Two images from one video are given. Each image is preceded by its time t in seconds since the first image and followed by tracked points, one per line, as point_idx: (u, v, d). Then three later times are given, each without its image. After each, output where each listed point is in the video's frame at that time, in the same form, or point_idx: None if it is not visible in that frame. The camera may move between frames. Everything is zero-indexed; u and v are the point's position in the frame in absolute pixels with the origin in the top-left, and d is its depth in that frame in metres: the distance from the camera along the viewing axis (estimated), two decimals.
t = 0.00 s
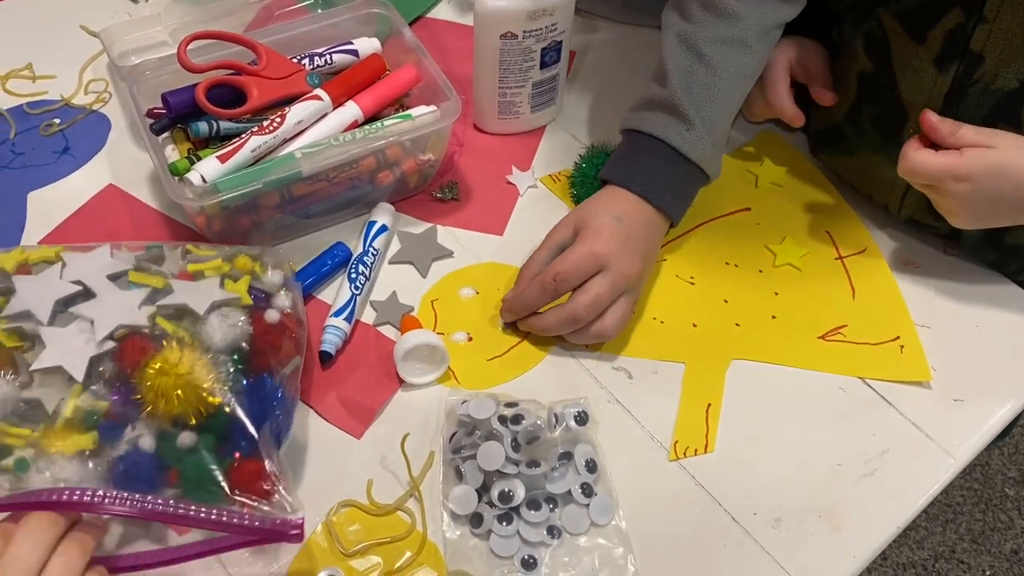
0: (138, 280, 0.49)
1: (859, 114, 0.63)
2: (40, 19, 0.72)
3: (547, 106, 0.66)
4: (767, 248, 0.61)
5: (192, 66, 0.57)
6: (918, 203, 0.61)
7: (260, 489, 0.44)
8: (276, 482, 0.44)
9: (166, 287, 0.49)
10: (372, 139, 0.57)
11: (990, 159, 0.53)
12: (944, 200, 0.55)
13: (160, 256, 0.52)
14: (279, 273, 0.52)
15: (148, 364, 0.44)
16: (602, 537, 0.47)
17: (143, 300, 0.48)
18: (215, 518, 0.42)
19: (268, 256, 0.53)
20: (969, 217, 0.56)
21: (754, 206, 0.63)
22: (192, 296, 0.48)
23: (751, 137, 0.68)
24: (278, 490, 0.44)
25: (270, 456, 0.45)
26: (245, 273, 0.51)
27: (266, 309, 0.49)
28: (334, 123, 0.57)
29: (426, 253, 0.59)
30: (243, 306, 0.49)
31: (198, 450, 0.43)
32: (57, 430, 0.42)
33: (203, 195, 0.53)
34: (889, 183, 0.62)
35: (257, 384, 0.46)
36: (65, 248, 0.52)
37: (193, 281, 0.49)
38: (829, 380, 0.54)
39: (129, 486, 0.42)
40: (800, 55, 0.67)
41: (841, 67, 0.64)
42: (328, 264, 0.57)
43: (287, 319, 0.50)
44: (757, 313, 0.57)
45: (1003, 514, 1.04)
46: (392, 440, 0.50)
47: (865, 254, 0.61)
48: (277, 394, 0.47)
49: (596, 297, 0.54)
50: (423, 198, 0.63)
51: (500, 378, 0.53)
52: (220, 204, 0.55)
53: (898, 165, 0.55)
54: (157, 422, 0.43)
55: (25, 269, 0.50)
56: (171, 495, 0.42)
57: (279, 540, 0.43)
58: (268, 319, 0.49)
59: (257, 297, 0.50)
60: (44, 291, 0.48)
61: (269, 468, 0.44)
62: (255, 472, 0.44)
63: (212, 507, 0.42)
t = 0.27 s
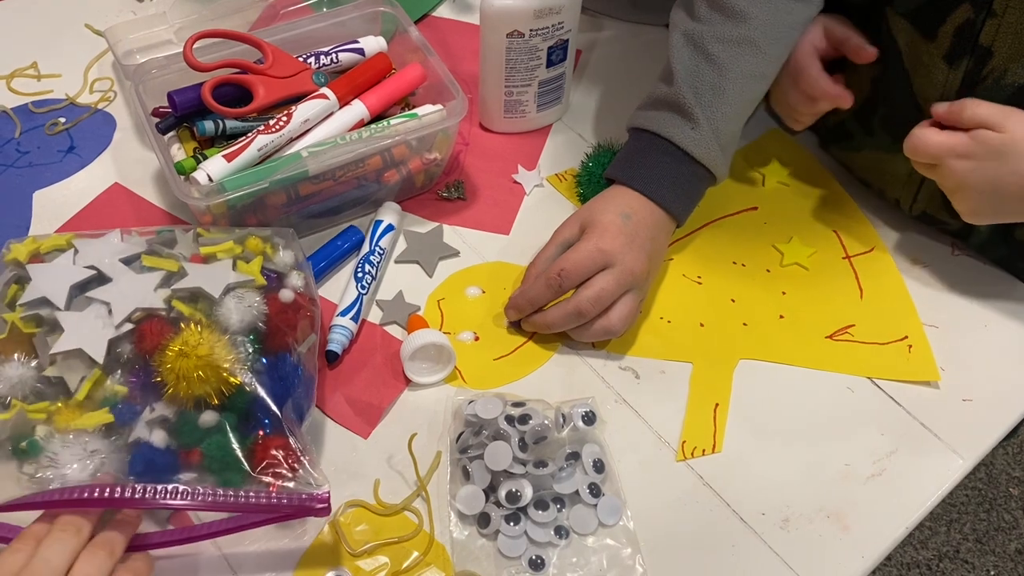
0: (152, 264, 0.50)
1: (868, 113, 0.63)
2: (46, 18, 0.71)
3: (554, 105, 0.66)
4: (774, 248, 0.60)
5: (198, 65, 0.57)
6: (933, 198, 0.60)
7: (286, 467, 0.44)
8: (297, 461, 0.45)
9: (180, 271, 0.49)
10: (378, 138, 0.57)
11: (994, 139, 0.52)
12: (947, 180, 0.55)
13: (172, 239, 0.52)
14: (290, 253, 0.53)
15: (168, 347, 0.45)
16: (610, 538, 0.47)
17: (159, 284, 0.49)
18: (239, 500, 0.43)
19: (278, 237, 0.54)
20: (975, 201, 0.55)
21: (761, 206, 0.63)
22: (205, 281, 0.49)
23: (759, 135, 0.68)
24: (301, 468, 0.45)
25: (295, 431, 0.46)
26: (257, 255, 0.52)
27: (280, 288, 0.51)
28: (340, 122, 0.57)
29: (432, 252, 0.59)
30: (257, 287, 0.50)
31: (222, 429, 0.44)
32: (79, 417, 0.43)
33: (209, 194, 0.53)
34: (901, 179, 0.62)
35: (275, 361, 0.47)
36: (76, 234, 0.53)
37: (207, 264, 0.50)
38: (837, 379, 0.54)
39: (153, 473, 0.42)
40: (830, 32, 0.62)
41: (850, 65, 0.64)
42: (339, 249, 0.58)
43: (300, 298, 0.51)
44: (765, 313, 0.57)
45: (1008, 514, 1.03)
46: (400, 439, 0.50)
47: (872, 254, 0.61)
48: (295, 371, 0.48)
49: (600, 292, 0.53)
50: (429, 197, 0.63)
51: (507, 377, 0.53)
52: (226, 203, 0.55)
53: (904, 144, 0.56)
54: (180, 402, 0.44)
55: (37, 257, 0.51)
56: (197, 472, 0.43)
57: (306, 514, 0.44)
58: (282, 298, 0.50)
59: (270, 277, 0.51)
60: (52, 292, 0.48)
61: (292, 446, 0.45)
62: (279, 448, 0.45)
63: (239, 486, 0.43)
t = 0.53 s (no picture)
0: (153, 262, 0.49)
1: (866, 111, 0.63)
2: (47, 15, 0.71)
3: (556, 103, 0.66)
4: (777, 246, 0.60)
5: (199, 63, 0.57)
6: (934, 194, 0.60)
7: (289, 467, 0.45)
8: (303, 459, 0.45)
9: (181, 269, 0.49)
10: (381, 136, 0.57)
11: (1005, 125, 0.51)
12: (955, 170, 0.54)
13: (172, 237, 0.52)
14: (291, 252, 0.53)
15: (170, 347, 0.45)
16: (613, 537, 0.47)
17: (160, 283, 0.48)
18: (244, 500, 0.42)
19: (279, 235, 0.53)
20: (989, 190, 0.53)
21: (763, 204, 0.63)
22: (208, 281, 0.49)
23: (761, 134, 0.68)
24: (305, 466, 0.45)
25: (297, 430, 0.46)
26: (258, 254, 0.51)
27: (282, 287, 0.50)
28: (342, 121, 0.57)
29: (434, 251, 0.59)
30: (259, 285, 0.50)
31: (225, 430, 0.44)
32: (81, 417, 0.43)
33: (211, 192, 0.53)
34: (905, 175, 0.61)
35: (278, 361, 0.47)
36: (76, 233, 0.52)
37: (209, 262, 0.50)
38: (840, 378, 0.54)
39: (156, 474, 0.43)
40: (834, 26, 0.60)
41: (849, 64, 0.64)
42: (340, 248, 0.57)
43: (302, 297, 0.51)
44: (767, 312, 0.57)
45: (1010, 514, 1.03)
46: (402, 438, 0.50)
47: (876, 252, 0.60)
48: (298, 370, 0.48)
49: (608, 290, 0.53)
50: (431, 195, 0.63)
51: (509, 376, 0.53)
52: (228, 202, 0.55)
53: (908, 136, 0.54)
54: (183, 402, 0.44)
55: (38, 256, 0.50)
56: (201, 472, 0.43)
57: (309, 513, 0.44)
58: (284, 297, 0.50)
59: (271, 276, 0.51)
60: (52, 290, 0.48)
61: (296, 444, 0.45)
62: (282, 448, 0.45)
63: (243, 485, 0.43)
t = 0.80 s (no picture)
0: (152, 262, 0.49)
1: (876, 97, 0.62)
2: (46, 14, 0.71)
3: (556, 102, 0.66)
4: (777, 245, 0.60)
5: (199, 62, 0.57)
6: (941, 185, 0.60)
7: (289, 468, 0.45)
8: (302, 461, 0.45)
9: (179, 269, 0.49)
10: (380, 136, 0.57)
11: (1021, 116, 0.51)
12: (970, 160, 0.53)
13: (171, 237, 0.52)
14: (290, 250, 0.52)
15: (168, 348, 0.45)
16: (613, 535, 0.47)
17: (159, 282, 0.48)
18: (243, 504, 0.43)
19: (277, 234, 0.53)
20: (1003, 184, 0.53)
21: (763, 203, 0.63)
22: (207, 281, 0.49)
23: (762, 131, 0.68)
24: (305, 467, 0.45)
25: (297, 430, 0.46)
26: (256, 253, 0.51)
27: (281, 286, 0.50)
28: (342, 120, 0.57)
29: (434, 249, 0.59)
30: (258, 285, 0.49)
31: (224, 432, 0.44)
32: (80, 417, 0.43)
33: (210, 191, 0.53)
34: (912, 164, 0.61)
35: (277, 361, 0.47)
36: (75, 233, 0.52)
37: (207, 262, 0.50)
38: (840, 377, 0.54)
39: (155, 477, 0.43)
40: (842, 12, 0.59)
41: (860, 51, 0.62)
42: (341, 248, 0.57)
43: (301, 296, 0.50)
44: (767, 310, 0.57)
45: (1010, 513, 1.03)
46: (402, 437, 0.50)
47: (876, 251, 0.60)
48: (298, 370, 0.48)
49: (642, 298, 0.52)
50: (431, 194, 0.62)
51: (508, 375, 0.53)
52: (228, 200, 0.55)
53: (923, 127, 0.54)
54: (182, 403, 0.44)
55: (37, 256, 0.50)
56: (199, 474, 0.43)
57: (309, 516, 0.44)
58: (282, 296, 0.50)
59: (270, 275, 0.51)
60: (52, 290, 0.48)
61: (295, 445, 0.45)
62: (281, 449, 0.45)
63: (240, 489, 0.43)
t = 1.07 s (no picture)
0: (151, 260, 0.49)
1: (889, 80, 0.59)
2: (45, 12, 0.71)
3: (555, 100, 0.66)
4: (775, 244, 0.60)
5: (198, 59, 0.57)
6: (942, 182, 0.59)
7: (287, 466, 0.45)
8: (301, 458, 0.45)
9: (178, 266, 0.49)
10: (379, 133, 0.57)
11: (987, 157, 0.50)
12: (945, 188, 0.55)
13: (170, 234, 0.52)
14: (288, 248, 0.52)
15: (168, 345, 0.45)
16: (611, 532, 0.47)
17: (158, 279, 0.48)
18: (241, 501, 0.43)
19: (276, 232, 0.53)
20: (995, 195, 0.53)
21: (761, 201, 0.63)
22: (207, 279, 0.49)
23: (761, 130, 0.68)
24: (304, 463, 0.45)
25: (296, 427, 0.46)
26: (255, 250, 0.51)
27: (280, 284, 0.50)
28: (341, 118, 0.57)
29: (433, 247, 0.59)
30: (257, 282, 0.49)
31: (224, 428, 0.44)
32: (79, 414, 0.44)
33: (209, 188, 0.53)
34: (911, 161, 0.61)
35: (275, 359, 0.47)
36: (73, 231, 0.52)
37: (206, 260, 0.50)
38: (838, 374, 0.54)
39: (154, 473, 0.43)
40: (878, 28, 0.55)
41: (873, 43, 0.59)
42: (340, 246, 0.57)
43: (300, 294, 0.50)
44: (766, 308, 0.57)
45: (1009, 512, 1.03)
46: (401, 434, 0.50)
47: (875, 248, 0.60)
48: (297, 368, 0.47)
49: (716, 185, 0.44)
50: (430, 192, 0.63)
51: (507, 372, 0.53)
52: (227, 198, 0.54)
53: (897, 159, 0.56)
54: (181, 400, 0.44)
55: (36, 253, 0.50)
56: (198, 470, 0.43)
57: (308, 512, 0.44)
58: (281, 294, 0.50)
59: (270, 272, 0.51)
60: (51, 286, 0.48)
61: (294, 443, 0.45)
62: (280, 446, 0.45)
63: (239, 485, 0.44)
